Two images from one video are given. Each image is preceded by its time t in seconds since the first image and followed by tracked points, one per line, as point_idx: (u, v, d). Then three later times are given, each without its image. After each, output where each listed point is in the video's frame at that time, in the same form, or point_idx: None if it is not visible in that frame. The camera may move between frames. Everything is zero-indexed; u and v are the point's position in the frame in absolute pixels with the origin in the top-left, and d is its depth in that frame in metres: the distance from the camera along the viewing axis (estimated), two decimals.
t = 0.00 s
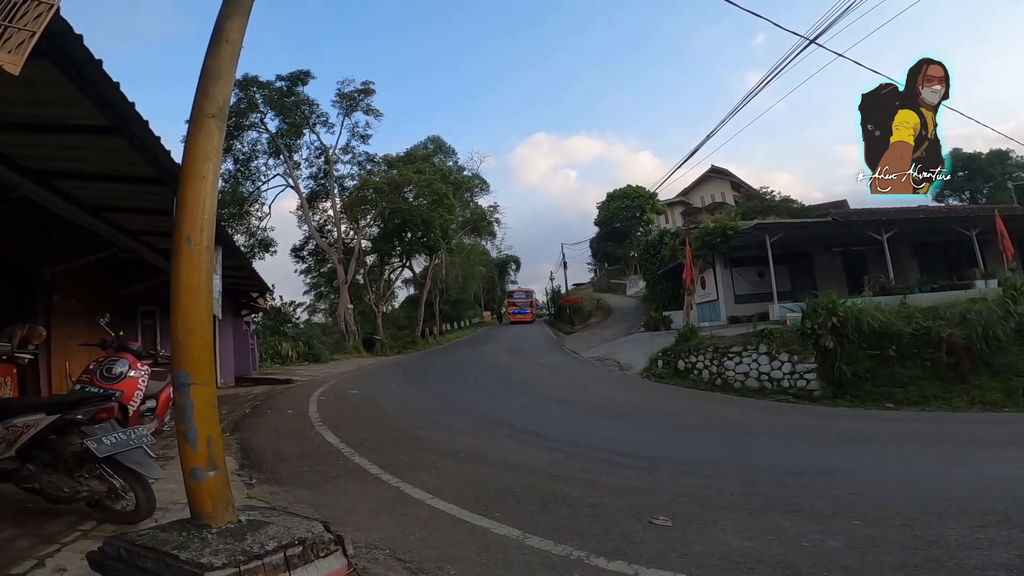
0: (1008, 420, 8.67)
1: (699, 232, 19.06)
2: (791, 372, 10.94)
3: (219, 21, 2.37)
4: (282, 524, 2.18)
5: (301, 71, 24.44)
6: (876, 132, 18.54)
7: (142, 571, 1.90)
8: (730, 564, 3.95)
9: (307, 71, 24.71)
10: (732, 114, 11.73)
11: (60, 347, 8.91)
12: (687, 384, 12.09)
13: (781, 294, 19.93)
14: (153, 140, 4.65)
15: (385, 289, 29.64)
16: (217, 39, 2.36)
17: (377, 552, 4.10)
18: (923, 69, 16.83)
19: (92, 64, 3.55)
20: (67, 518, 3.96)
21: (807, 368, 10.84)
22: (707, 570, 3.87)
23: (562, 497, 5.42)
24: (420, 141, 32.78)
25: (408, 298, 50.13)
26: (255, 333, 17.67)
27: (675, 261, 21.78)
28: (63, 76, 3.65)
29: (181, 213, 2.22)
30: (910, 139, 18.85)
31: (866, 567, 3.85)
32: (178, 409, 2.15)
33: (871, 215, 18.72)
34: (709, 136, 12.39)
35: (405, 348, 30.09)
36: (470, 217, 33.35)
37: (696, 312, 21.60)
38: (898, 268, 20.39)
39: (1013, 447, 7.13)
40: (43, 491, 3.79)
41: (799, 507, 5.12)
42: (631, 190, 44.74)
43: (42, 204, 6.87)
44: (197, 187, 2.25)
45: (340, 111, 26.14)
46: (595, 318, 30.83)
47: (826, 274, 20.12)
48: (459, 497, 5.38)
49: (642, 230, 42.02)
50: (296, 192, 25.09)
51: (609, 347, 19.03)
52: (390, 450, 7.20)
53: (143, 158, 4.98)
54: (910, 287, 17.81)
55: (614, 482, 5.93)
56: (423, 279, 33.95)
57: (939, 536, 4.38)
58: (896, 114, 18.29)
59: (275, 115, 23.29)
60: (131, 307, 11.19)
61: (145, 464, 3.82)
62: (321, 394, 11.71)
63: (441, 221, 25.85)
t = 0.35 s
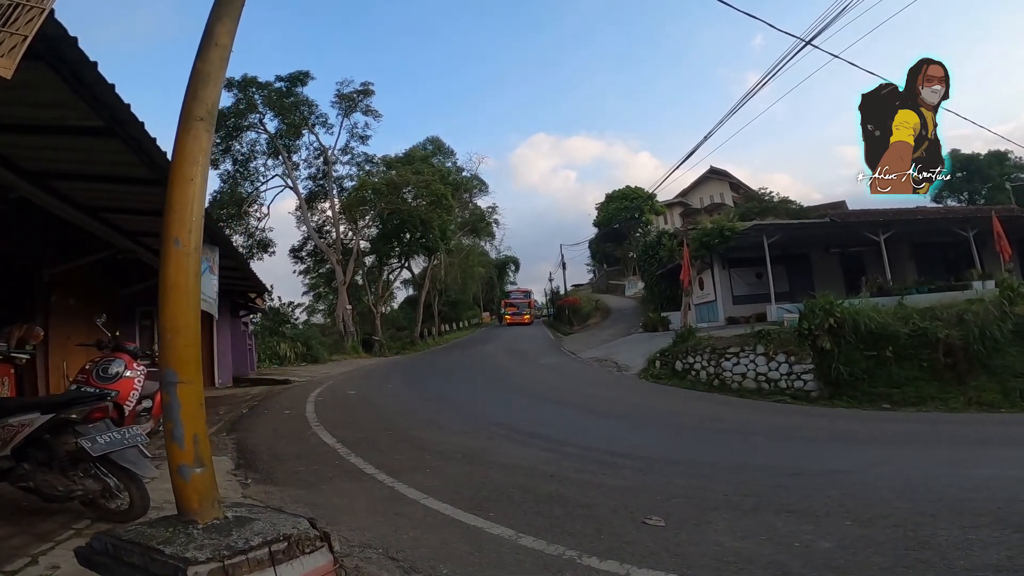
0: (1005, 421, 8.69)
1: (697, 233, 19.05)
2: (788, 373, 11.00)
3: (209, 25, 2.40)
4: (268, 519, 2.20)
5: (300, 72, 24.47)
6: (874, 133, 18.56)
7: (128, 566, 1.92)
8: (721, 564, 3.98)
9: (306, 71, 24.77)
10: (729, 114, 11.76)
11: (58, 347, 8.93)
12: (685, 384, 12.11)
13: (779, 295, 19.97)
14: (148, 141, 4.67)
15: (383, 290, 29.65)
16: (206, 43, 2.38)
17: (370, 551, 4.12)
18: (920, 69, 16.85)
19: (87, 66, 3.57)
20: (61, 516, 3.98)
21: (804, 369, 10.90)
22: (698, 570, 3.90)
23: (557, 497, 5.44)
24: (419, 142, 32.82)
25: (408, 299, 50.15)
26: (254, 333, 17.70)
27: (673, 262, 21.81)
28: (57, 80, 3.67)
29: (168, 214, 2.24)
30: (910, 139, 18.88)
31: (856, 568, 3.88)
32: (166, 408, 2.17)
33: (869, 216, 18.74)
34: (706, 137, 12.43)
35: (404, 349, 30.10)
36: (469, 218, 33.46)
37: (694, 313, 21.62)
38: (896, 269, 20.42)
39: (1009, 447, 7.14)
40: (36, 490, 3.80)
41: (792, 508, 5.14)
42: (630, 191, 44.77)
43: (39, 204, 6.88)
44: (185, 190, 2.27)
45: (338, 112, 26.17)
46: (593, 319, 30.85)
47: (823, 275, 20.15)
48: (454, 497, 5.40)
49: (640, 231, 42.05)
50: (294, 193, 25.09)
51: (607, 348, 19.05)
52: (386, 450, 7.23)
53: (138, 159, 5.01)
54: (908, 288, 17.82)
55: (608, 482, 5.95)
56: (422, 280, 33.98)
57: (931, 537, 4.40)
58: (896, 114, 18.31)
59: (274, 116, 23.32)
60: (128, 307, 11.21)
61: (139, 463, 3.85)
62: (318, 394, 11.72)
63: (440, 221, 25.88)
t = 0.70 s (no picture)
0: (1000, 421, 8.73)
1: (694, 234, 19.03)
2: (785, 373, 10.98)
3: (200, 28, 2.41)
4: (259, 520, 2.20)
5: (298, 72, 24.43)
6: (875, 132, 18.58)
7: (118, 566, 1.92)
8: (715, 564, 3.98)
9: (305, 71, 24.75)
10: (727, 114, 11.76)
11: (53, 348, 8.92)
12: (682, 385, 12.11)
13: (776, 295, 20.02)
14: (144, 141, 4.66)
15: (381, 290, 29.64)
16: (197, 45, 2.39)
17: (366, 551, 4.12)
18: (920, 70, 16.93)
19: (81, 66, 3.56)
20: (55, 517, 3.98)
21: (801, 369, 10.88)
22: (693, 570, 3.91)
23: (552, 498, 5.44)
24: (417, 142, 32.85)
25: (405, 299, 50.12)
26: (251, 333, 17.67)
27: (670, 263, 21.81)
28: (52, 81, 3.66)
29: (158, 216, 2.24)
30: (910, 139, 18.91)
31: (848, 569, 3.89)
32: (155, 409, 2.18)
33: (866, 216, 18.75)
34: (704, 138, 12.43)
35: (402, 349, 30.06)
36: (466, 218, 33.50)
37: (692, 313, 21.63)
38: (893, 269, 20.46)
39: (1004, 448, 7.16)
40: (31, 490, 3.81)
41: (786, 508, 5.15)
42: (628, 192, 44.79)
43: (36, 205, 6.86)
44: (175, 192, 2.27)
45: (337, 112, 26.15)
46: (591, 320, 30.88)
47: (821, 275, 20.18)
48: (450, 497, 5.41)
49: (638, 232, 42.11)
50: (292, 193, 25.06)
51: (604, 348, 19.05)
52: (383, 450, 7.23)
53: (134, 159, 5.00)
54: (905, 289, 17.86)
55: (604, 483, 5.96)
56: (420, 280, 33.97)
57: (924, 537, 4.42)
58: (896, 114, 18.32)
59: (272, 116, 23.30)
60: (124, 307, 11.18)
61: (133, 463, 3.84)
62: (316, 395, 11.71)
63: (438, 222, 25.89)
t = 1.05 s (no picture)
0: (999, 421, 8.75)
1: (693, 234, 19.01)
2: (783, 373, 11.05)
3: (206, 28, 2.40)
4: (269, 524, 2.20)
5: (296, 71, 24.37)
6: (875, 132, 18.61)
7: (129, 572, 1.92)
8: (719, 565, 3.98)
9: (303, 71, 24.69)
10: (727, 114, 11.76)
11: (52, 349, 8.88)
12: (681, 385, 12.10)
13: (774, 295, 20.10)
14: (143, 141, 4.64)
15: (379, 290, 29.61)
16: (203, 46, 2.38)
17: (369, 553, 4.11)
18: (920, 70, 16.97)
19: (82, 66, 3.54)
20: (57, 518, 3.97)
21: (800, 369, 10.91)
22: (696, 571, 3.91)
23: (554, 499, 5.43)
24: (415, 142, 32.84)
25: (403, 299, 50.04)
26: (249, 333, 17.64)
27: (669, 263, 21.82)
28: (53, 81, 3.64)
29: (165, 219, 2.24)
30: (910, 139, 18.94)
31: (852, 569, 3.89)
32: (164, 413, 2.17)
33: (864, 216, 18.75)
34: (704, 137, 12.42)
35: (401, 349, 30.03)
36: (464, 218, 33.51)
37: (690, 313, 21.65)
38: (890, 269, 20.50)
39: (1004, 448, 7.17)
40: (33, 493, 3.80)
41: (788, 508, 5.15)
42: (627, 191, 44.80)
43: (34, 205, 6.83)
44: (182, 194, 2.27)
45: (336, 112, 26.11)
46: (590, 319, 30.89)
47: (819, 275, 20.21)
48: (452, 498, 5.40)
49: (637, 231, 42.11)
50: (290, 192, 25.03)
51: (603, 348, 19.05)
52: (383, 451, 7.22)
53: (133, 159, 4.97)
54: (903, 289, 17.89)
55: (605, 483, 5.95)
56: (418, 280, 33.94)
57: (926, 537, 4.43)
58: (895, 114, 18.34)
59: (271, 115, 23.26)
60: (122, 307, 11.13)
61: (135, 465, 3.82)
62: (315, 395, 11.68)
63: (436, 222, 25.88)
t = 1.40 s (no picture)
0: (999, 419, 8.78)
1: (694, 233, 18.92)
2: (784, 371, 11.06)
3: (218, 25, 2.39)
4: (285, 522, 2.20)
5: (296, 70, 24.32)
6: (875, 132, 18.64)
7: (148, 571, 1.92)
8: (725, 562, 3.98)
9: (303, 70, 24.66)
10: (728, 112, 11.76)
11: (53, 348, 8.88)
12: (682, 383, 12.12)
13: (774, 293, 20.11)
14: (148, 140, 4.64)
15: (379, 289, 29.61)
16: (214, 43, 2.37)
17: (375, 552, 4.12)
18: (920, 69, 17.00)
19: (88, 66, 3.54)
20: (63, 518, 3.98)
21: (800, 366, 10.95)
22: (701, 567, 3.92)
23: (558, 497, 5.44)
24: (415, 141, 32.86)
25: (403, 298, 50.03)
26: (250, 332, 17.64)
27: (669, 261, 21.83)
28: (58, 79, 3.63)
29: (181, 218, 2.24)
30: (910, 140, 18.98)
31: (858, 566, 3.90)
32: (180, 411, 2.16)
33: (864, 214, 18.72)
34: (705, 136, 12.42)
35: (401, 348, 30.05)
36: (464, 217, 33.51)
37: (690, 312, 21.69)
38: (890, 267, 20.53)
39: (1005, 445, 7.19)
40: (39, 492, 3.80)
41: (791, 506, 5.16)
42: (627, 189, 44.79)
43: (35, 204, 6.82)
44: (196, 192, 2.26)
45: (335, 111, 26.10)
46: (589, 318, 30.93)
47: (819, 274, 20.24)
48: (456, 496, 5.41)
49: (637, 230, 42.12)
50: (290, 192, 25.03)
51: (604, 346, 19.07)
52: (386, 449, 7.22)
53: (137, 158, 4.98)
54: (903, 287, 17.90)
55: (609, 481, 5.96)
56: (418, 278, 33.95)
57: (930, 534, 4.44)
58: (895, 114, 18.36)
59: (271, 115, 23.23)
60: (122, 307, 11.13)
61: (142, 464, 3.83)
62: (316, 394, 11.68)
63: (437, 220, 25.87)
